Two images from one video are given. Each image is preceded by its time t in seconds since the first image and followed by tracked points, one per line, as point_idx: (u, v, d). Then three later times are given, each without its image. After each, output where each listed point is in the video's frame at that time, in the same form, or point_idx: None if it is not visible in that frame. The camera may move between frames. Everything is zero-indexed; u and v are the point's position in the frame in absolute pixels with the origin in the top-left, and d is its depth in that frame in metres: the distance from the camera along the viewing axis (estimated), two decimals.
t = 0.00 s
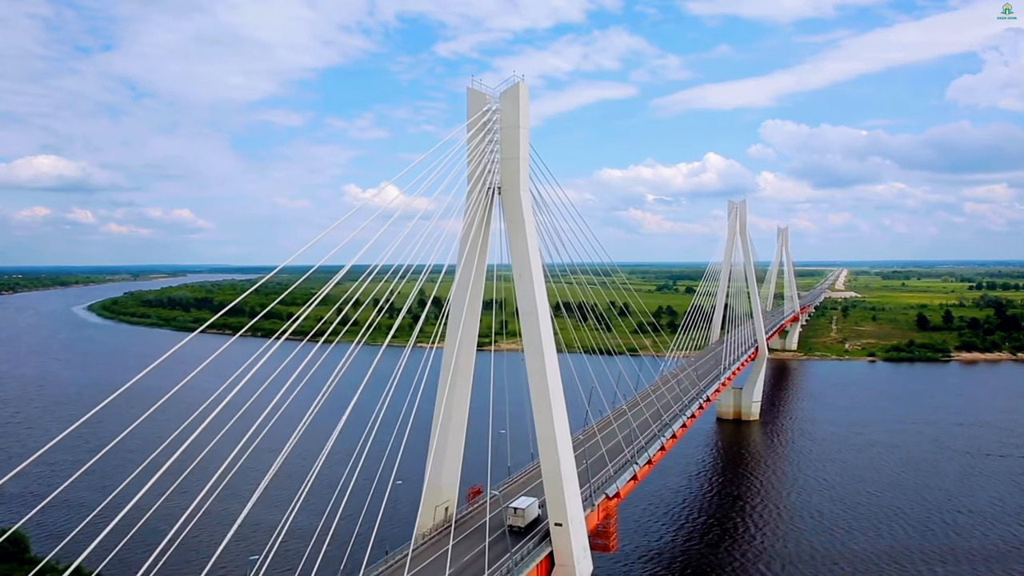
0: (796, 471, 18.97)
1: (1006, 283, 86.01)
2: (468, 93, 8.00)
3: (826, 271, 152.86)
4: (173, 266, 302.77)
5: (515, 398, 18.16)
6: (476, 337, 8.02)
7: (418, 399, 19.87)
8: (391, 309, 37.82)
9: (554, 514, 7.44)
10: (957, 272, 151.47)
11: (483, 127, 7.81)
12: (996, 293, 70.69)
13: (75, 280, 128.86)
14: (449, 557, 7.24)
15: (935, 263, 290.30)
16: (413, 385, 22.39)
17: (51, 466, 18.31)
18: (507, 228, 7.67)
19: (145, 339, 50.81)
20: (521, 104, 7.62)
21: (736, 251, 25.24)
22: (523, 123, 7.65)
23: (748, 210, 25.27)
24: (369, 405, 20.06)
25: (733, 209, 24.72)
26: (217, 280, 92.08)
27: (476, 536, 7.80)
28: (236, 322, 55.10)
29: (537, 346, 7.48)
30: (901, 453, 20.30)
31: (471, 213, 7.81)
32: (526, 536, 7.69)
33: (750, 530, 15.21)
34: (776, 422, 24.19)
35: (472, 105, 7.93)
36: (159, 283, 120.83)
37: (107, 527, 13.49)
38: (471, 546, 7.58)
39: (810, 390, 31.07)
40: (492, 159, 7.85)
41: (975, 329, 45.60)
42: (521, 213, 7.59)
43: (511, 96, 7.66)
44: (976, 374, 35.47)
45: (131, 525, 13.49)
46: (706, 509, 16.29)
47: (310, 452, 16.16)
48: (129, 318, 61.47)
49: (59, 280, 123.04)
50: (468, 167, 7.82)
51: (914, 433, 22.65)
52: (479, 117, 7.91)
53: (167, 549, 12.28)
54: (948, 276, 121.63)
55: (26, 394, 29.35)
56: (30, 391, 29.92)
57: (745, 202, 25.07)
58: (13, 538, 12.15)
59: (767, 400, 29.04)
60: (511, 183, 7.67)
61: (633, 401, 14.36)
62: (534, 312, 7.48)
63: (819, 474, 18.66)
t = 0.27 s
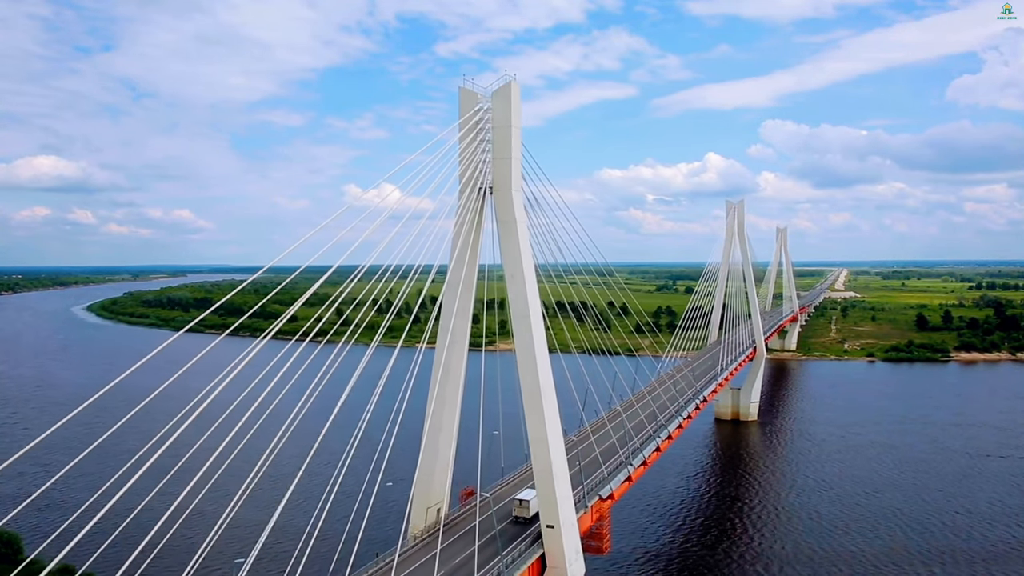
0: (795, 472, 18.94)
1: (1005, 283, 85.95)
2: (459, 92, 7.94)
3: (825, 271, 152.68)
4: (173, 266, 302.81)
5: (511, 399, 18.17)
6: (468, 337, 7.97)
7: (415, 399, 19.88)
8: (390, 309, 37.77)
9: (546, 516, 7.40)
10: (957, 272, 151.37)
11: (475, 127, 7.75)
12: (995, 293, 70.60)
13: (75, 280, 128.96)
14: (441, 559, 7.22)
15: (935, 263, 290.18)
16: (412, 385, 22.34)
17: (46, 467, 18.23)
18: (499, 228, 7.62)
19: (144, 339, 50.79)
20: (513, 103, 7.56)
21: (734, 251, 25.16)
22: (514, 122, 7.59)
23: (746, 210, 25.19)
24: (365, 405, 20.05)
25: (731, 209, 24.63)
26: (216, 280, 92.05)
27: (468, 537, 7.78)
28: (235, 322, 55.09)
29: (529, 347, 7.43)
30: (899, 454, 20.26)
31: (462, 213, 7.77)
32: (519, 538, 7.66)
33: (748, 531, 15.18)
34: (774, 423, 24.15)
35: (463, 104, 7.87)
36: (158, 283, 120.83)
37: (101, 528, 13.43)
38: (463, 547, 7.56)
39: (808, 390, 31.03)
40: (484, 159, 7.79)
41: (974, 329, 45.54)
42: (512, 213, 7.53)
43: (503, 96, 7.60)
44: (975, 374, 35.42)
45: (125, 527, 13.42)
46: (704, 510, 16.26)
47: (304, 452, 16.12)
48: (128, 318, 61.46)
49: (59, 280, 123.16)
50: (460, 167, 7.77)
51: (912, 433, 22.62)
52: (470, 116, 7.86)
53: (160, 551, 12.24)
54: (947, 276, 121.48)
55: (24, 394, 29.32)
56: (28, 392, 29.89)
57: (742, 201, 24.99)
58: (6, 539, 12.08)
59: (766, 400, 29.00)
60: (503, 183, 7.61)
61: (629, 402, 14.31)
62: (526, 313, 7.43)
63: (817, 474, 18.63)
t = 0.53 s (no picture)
0: (793, 472, 18.92)
1: (1005, 283, 85.91)
2: (451, 91, 7.92)
3: (825, 271, 152.61)
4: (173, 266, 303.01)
5: (505, 399, 18.18)
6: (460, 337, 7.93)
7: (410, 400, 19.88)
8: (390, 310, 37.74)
9: (537, 518, 7.36)
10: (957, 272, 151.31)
11: (466, 127, 7.72)
12: (996, 292, 70.53)
13: (75, 280, 129.26)
14: (431, 562, 7.18)
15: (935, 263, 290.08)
16: (410, 386, 22.29)
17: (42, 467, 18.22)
18: (490, 228, 7.59)
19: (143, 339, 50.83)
20: (504, 102, 7.53)
21: (731, 251, 25.12)
22: (506, 121, 7.56)
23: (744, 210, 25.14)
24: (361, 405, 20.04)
25: (728, 209, 24.59)
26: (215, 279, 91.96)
27: (459, 540, 7.74)
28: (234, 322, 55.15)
29: (520, 348, 7.39)
30: (897, 454, 20.24)
31: (453, 213, 7.75)
32: (510, 540, 7.62)
33: (746, 532, 15.15)
34: (772, 423, 24.13)
35: (455, 104, 7.84)
36: (159, 283, 121.02)
37: (94, 528, 13.42)
38: (454, 550, 7.52)
39: (807, 390, 31.01)
40: (475, 158, 7.76)
41: (974, 329, 45.51)
42: (503, 212, 7.50)
43: (494, 94, 7.57)
44: (975, 374, 35.38)
45: (118, 526, 13.38)
46: (702, 511, 16.24)
47: (297, 453, 16.11)
48: (127, 318, 61.52)
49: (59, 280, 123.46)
50: (451, 167, 7.75)
51: (910, 434, 22.58)
52: (461, 115, 7.82)
53: (150, 550, 12.23)
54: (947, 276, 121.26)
55: (22, 395, 29.36)
56: (26, 392, 29.93)
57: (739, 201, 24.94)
58: None
59: (765, 400, 28.97)
60: (494, 182, 7.58)
61: (625, 402, 14.29)
62: (518, 313, 7.39)
63: (815, 475, 18.60)
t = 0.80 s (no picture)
0: (791, 473, 18.88)
1: (1004, 283, 85.89)
2: (442, 90, 7.87)
3: (825, 271, 152.58)
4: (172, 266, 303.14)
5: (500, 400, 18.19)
6: (451, 338, 7.88)
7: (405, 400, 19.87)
8: (388, 310, 37.68)
9: (529, 520, 7.31)
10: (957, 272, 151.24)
11: (457, 127, 7.66)
12: (995, 293, 70.46)
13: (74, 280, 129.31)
14: (422, 565, 7.13)
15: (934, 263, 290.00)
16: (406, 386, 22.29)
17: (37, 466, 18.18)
18: (482, 228, 7.54)
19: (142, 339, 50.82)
20: (495, 101, 7.48)
21: (729, 251, 25.06)
22: (497, 120, 7.50)
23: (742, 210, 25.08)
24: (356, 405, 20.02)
25: (726, 209, 24.53)
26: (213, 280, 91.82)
27: (450, 543, 7.68)
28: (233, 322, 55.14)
29: (511, 348, 7.34)
30: (895, 455, 20.20)
31: (444, 212, 7.71)
32: (502, 542, 7.57)
33: (744, 534, 15.10)
34: (770, 424, 24.09)
35: (446, 103, 7.79)
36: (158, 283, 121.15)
37: (86, 526, 13.36)
38: (445, 553, 7.47)
39: (805, 391, 30.97)
40: (466, 158, 7.72)
41: (973, 329, 45.46)
42: (495, 212, 7.44)
43: (485, 94, 7.51)
44: (974, 375, 35.33)
45: (111, 524, 13.32)
46: (699, 513, 16.19)
47: (291, 452, 16.08)
48: (126, 318, 61.55)
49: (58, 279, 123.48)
50: (442, 167, 7.70)
51: (908, 434, 22.55)
52: (453, 114, 7.77)
53: (140, 548, 12.18)
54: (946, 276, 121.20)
55: (19, 395, 29.35)
56: (24, 392, 29.93)
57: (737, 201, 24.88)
58: None
59: (764, 400, 28.92)
60: (485, 182, 7.52)
61: (621, 403, 14.26)
62: (509, 313, 7.33)
63: (812, 476, 18.57)
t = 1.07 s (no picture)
0: (788, 474, 18.83)
1: (1003, 283, 85.85)
2: (433, 90, 7.83)
3: (824, 271, 152.59)
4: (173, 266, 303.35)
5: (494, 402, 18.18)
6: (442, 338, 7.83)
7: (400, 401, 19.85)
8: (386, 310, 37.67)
9: (519, 522, 7.26)
10: (956, 272, 151.18)
11: (448, 126, 7.62)
12: (995, 293, 70.40)
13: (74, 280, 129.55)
14: (411, 568, 7.09)
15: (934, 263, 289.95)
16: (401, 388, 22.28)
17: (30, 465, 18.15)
18: (473, 227, 7.49)
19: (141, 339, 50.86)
20: (486, 100, 7.43)
21: (727, 251, 25.05)
22: (488, 119, 7.45)
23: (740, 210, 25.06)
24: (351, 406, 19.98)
25: (724, 209, 24.52)
26: (212, 279, 91.72)
27: (440, 545, 7.63)
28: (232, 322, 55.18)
29: (502, 348, 7.28)
30: (893, 456, 20.15)
31: (434, 212, 7.67)
32: (493, 544, 7.52)
33: (742, 535, 15.04)
34: (767, 424, 24.05)
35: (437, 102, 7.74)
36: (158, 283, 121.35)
37: (75, 525, 13.31)
38: (434, 555, 7.42)
39: (804, 391, 30.93)
40: (457, 157, 7.67)
41: (972, 330, 45.41)
42: (486, 212, 7.39)
43: (476, 93, 7.46)
44: (973, 375, 35.27)
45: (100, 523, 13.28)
46: (696, 514, 16.14)
47: (283, 452, 16.04)
48: (126, 318, 61.62)
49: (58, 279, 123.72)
50: (433, 167, 7.66)
51: (906, 435, 22.50)
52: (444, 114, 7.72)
53: (127, 548, 12.14)
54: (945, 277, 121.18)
55: (16, 395, 29.36)
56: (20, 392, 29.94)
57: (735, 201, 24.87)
58: None
59: (762, 401, 28.87)
60: (476, 181, 7.47)
61: (617, 403, 14.22)
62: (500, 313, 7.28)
63: (810, 476, 18.52)
